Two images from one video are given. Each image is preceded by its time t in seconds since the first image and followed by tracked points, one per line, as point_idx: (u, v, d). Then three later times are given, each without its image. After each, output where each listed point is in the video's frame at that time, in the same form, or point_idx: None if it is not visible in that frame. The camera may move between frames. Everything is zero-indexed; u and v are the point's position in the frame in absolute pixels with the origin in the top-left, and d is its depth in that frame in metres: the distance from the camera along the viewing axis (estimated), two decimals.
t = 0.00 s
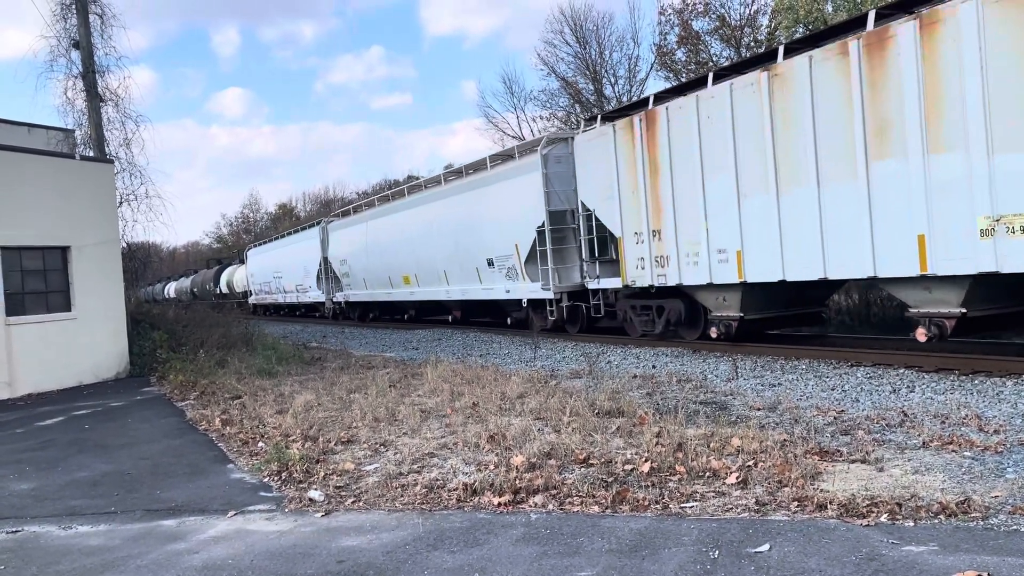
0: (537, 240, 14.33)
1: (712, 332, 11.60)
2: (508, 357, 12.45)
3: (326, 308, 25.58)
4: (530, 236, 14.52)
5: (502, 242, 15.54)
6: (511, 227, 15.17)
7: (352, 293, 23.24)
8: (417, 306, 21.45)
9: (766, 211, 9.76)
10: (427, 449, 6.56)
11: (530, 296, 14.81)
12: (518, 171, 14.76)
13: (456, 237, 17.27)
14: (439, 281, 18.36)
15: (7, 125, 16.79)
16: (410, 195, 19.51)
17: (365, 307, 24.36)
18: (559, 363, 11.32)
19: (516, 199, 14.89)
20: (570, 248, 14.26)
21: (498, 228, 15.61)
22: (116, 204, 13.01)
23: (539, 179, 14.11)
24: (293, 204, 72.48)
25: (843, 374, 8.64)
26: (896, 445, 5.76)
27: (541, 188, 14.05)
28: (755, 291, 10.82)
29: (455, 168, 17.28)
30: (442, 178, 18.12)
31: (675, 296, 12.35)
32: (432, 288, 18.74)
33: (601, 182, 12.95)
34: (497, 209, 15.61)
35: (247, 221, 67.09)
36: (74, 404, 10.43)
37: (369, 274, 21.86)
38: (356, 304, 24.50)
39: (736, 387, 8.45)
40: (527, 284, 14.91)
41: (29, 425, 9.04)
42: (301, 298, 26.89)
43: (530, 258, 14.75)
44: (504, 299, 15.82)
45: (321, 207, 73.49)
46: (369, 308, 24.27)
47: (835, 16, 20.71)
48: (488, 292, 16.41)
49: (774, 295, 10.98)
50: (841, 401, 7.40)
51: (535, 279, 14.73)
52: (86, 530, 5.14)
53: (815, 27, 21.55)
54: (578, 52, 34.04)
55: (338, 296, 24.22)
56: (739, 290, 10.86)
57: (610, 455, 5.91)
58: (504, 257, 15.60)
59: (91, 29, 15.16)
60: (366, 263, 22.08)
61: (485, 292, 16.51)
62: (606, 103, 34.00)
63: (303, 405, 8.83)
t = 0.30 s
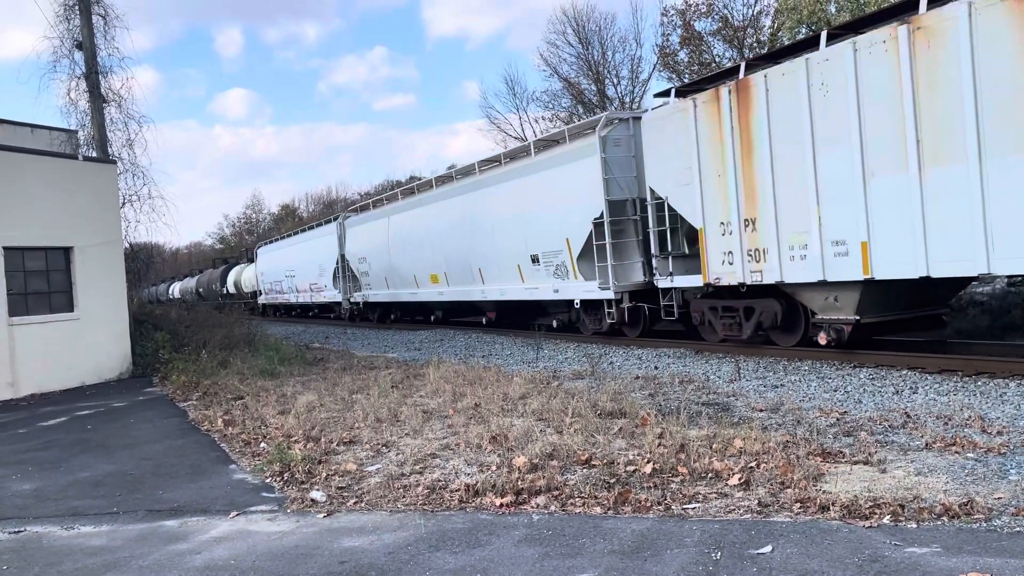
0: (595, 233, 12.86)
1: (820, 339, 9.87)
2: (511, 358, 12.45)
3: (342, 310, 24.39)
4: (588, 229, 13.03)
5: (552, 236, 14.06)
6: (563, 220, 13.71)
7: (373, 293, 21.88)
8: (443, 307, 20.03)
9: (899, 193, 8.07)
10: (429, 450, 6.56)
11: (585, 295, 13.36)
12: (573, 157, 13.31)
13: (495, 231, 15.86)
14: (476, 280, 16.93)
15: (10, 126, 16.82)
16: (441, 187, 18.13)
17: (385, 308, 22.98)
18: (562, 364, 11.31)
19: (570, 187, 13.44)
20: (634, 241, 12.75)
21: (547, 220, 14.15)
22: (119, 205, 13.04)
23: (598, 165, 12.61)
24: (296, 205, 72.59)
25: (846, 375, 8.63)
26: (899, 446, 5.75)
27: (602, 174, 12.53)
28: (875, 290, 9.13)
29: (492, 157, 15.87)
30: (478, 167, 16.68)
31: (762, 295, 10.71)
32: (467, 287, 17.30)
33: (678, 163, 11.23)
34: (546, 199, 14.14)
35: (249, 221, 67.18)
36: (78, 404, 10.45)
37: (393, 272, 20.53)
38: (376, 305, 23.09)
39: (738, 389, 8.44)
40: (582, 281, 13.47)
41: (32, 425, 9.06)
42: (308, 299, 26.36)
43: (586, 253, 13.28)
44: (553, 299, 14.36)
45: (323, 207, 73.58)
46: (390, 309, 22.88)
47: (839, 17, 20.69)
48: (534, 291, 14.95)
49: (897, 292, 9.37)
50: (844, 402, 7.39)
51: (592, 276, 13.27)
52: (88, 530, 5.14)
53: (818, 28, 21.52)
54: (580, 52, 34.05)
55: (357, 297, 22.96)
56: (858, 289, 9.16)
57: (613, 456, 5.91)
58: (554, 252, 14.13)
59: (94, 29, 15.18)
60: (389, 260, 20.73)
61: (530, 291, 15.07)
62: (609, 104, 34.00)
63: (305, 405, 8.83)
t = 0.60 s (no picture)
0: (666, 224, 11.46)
1: (971, 346, 8.42)
2: (513, 358, 12.44)
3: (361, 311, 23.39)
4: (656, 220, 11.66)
5: (611, 227, 12.69)
6: (624, 209, 12.33)
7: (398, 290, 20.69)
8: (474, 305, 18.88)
9: None
10: (431, 450, 6.56)
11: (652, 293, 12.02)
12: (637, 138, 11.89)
13: (541, 222, 14.55)
14: (517, 276, 15.65)
15: (13, 126, 16.84)
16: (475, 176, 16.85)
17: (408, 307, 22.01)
18: (564, 364, 11.29)
19: (631, 172, 12.05)
20: (711, 231, 11.28)
21: (605, 210, 12.77)
22: (122, 204, 13.07)
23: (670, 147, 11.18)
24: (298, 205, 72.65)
25: (849, 375, 8.62)
26: (902, 446, 5.74)
27: (676, 157, 11.08)
28: None
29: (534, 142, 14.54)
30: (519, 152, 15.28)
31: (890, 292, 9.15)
32: (507, 283, 16.04)
33: (781, 136, 9.71)
34: (604, 186, 12.75)
35: (252, 221, 67.25)
36: (80, 403, 10.48)
37: (418, 268, 19.37)
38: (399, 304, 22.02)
39: (741, 389, 8.43)
40: (648, 277, 12.11)
41: (35, 425, 9.08)
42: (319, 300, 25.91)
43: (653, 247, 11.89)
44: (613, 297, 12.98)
45: (325, 207, 73.65)
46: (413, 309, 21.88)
47: (841, 16, 20.68)
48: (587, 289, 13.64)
49: None
50: (847, 402, 7.39)
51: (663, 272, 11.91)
52: (91, 530, 5.15)
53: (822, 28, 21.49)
54: (583, 52, 34.06)
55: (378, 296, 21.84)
56: (1020, 285, 7.72)
57: (615, 456, 5.90)
58: (612, 246, 12.76)
59: (97, 30, 15.21)
60: (415, 255, 19.49)
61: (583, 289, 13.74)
62: (611, 104, 34.00)
63: (308, 405, 8.84)
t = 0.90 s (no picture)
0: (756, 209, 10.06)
1: None
2: (515, 357, 12.43)
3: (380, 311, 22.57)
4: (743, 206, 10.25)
5: (686, 214, 11.30)
6: (703, 193, 10.90)
7: (427, 287, 19.71)
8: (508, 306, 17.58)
9: None
10: (433, 449, 6.56)
11: (740, 290, 10.63)
12: (720, 112, 10.44)
13: (598, 210, 13.21)
14: (567, 269, 14.40)
15: (15, 125, 16.87)
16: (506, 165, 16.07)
17: (434, 306, 20.87)
18: (566, 363, 11.28)
19: (713, 151, 10.61)
20: (816, 217, 9.57)
21: (679, 194, 11.35)
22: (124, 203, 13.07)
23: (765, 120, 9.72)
24: (299, 203, 72.70)
25: (851, 374, 8.61)
26: (904, 445, 5.73)
27: (771, 133, 9.61)
28: None
29: (589, 121, 13.19)
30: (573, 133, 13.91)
31: None
32: (554, 277, 14.84)
33: (931, 99, 7.80)
34: (678, 167, 11.32)
35: (254, 221, 67.27)
36: (83, 402, 10.50)
37: (448, 263, 18.43)
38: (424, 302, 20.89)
39: (743, 388, 8.42)
40: (734, 271, 10.69)
41: (38, 423, 9.10)
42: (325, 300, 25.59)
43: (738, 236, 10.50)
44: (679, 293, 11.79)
45: (327, 206, 73.68)
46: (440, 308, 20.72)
47: (843, 15, 20.64)
48: (653, 285, 12.30)
49: None
50: (849, 401, 7.38)
51: (751, 264, 10.50)
52: (93, 528, 5.16)
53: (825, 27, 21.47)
54: (585, 51, 34.04)
55: (404, 292, 20.97)
56: None
57: (617, 454, 5.90)
58: (688, 236, 11.37)
59: (99, 28, 15.22)
60: (444, 250, 18.56)
61: (650, 284, 12.36)
62: (614, 103, 33.99)
63: (310, 404, 8.84)
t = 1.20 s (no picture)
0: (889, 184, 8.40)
1: None
2: (516, 355, 12.43)
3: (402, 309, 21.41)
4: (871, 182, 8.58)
5: (793, 193, 9.61)
6: (817, 168, 9.24)
7: (461, 284, 18.01)
8: (551, 306, 15.98)
9: None
10: (435, 447, 6.56)
11: (858, 286, 9.03)
12: (841, 70, 8.81)
13: (669, 194, 11.58)
14: (627, 263, 12.74)
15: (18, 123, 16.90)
16: (502, 163, 16.09)
17: (464, 304, 19.34)
18: (568, 361, 11.29)
19: (832, 116, 8.97)
20: (958, 195, 8.03)
21: (783, 171, 9.69)
22: (126, 202, 13.08)
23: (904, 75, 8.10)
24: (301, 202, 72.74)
25: (853, 372, 8.60)
26: (906, 443, 5.73)
27: (913, 92, 8.00)
28: None
29: (653, 94, 11.68)
30: (634, 108, 12.31)
31: None
32: (611, 272, 13.18)
33: None
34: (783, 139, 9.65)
35: (256, 219, 67.33)
36: (85, 400, 10.52)
37: (483, 258, 16.81)
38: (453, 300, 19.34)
39: (745, 386, 8.42)
40: (852, 262, 9.08)
41: (40, 421, 9.12)
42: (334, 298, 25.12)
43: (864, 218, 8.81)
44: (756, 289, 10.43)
45: (329, 204, 73.73)
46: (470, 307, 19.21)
47: (846, 12, 20.59)
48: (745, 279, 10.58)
49: None
50: (851, 399, 7.37)
51: (873, 253, 8.92)
52: (95, 526, 5.17)
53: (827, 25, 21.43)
54: (586, 49, 34.01)
55: (433, 290, 19.40)
56: None
57: (619, 452, 5.89)
58: (792, 221, 9.70)
59: (101, 27, 15.23)
60: (477, 243, 16.97)
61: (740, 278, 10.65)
62: (615, 101, 33.96)
63: (311, 402, 8.86)
